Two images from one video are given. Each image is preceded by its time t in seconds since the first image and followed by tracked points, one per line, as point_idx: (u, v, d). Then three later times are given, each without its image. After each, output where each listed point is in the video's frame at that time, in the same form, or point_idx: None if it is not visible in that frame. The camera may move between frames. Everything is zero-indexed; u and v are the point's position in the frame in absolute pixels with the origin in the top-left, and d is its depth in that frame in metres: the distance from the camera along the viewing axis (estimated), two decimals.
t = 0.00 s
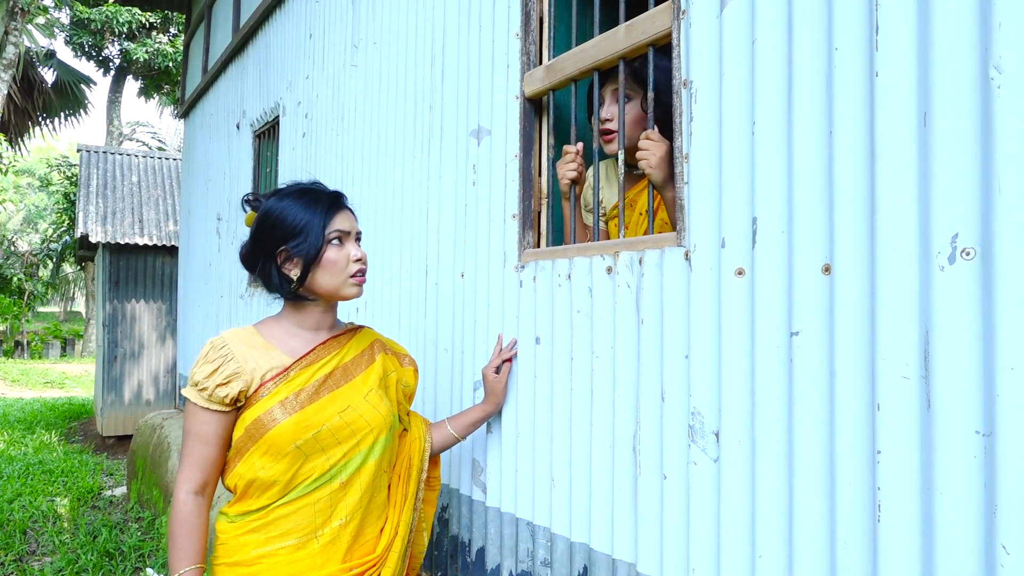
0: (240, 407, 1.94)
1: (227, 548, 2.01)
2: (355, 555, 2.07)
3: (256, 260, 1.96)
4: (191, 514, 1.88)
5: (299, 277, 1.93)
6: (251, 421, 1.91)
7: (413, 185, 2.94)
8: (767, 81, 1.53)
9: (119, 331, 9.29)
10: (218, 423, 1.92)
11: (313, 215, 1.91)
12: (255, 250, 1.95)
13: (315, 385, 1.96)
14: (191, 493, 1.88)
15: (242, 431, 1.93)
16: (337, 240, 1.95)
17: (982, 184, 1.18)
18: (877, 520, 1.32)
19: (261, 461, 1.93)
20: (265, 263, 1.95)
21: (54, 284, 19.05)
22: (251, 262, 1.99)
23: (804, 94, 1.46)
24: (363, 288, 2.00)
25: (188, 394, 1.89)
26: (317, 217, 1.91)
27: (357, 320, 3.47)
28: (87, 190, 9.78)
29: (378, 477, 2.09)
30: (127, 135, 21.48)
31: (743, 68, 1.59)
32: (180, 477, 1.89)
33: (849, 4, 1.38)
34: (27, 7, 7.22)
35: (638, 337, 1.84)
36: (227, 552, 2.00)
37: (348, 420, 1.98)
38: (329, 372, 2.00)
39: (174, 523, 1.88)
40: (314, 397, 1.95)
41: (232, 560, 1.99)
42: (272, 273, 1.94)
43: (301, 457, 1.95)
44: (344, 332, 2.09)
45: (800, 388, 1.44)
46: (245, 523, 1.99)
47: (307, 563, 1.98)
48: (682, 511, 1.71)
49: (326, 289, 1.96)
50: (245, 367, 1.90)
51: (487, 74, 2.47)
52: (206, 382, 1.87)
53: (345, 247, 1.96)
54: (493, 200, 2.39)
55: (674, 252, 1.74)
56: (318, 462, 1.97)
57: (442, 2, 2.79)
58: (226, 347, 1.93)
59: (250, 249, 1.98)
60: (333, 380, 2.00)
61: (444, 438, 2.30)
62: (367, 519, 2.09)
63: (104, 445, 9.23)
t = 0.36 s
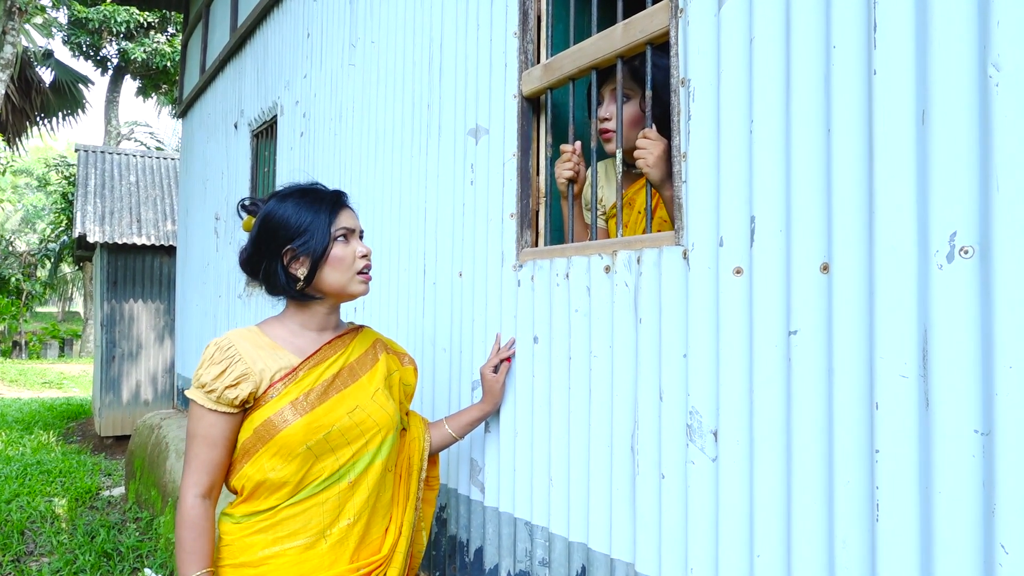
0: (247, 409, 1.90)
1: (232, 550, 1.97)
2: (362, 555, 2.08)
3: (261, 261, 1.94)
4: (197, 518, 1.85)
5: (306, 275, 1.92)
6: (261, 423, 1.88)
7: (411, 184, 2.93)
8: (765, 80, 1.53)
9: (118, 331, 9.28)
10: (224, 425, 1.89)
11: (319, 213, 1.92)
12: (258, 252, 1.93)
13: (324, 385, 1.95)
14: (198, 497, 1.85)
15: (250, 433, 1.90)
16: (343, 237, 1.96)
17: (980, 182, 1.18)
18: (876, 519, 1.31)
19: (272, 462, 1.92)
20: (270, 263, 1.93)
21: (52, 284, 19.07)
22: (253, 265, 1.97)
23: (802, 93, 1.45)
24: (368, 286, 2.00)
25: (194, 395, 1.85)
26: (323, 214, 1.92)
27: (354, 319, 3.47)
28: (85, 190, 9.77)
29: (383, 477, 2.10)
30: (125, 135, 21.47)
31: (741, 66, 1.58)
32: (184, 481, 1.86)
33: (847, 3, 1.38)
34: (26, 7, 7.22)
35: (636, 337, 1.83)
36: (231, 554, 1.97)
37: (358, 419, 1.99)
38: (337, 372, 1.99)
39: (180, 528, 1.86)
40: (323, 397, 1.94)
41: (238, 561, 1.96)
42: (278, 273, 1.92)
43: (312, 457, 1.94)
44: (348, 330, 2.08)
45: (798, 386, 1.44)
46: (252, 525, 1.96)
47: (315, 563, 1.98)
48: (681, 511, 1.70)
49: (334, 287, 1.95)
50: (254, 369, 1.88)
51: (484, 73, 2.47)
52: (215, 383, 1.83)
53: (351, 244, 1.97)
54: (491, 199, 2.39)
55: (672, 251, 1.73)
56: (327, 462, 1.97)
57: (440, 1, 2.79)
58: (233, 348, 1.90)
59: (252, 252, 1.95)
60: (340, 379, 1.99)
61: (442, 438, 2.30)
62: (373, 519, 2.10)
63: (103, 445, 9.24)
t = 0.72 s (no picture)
0: (248, 402, 1.90)
1: (229, 547, 1.96)
2: (359, 551, 2.06)
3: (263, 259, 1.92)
4: (190, 512, 1.84)
5: (313, 269, 1.93)
6: (264, 416, 1.88)
7: (409, 183, 2.93)
8: (763, 79, 1.52)
9: (116, 331, 9.26)
10: (224, 417, 1.88)
11: (320, 208, 1.94)
12: (260, 250, 1.91)
13: (327, 378, 1.94)
14: (193, 489, 1.84)
15: (253, 425, 1.89)
16: (345, 230, 1.98)
17: (978, 182, 1.18)
18: (874, 519, 1.31)
19: (274, 457, 1.91)
20: (273, 261, 1.92)
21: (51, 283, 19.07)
22: (251, 268, 1.94)
23: (800, 92, 1.45)
24: (370, 277, 2.03)
25: (194, 386, 1.84)
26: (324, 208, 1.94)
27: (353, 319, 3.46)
28: (83, 189, 9.76)
29: (383, 472, 2.10)
30: (123, 134, 21.44)
31: (739, 65, 1.58)
32: (178, 474, 1.85)
33: (845, 2, 1.38)
34: (22, 6, 7.20)
35: (634, 336, 1.83)
36: (229, 551, 1.96)
37: (361, 414, 1.99)
38: (340, 366, 1.98)
39: (172, 521, 1.85)
40: (327, 390, 1.94)
41: (235, 558, 1.95)
42: (283, 270, 1.91)
43: (314, 451, 1.94)
44: (347, 325, 2.08)
45: (796, 387, 1.44)
46: (250, 520, 1.95)
47: (313, 559, 1.96)
48: (680, 509, 1.70)
49: (340, 279, 1.96)
50: (257, 361, 1.87)
51: (482, 72, 2.46)
52: (217, 374, 1.83)
53: (353, 236, 1.99)
54: (489, 199, 2.38)
55: (670, 251, 1.73)
56: (329, 456, 1.97)
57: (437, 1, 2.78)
58: (236, 339, 1.89)
59: (250, 254, 1.93)
60: (344, 373, 1.99)
61: (438, 435, 2.30)
62: (371, 515, 2.09)
63: (102, 445, 9.21)
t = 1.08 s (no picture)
0: (247, 406, 1.90)
1: (227, 546, 1.96)
2: (358, 551, 2.07)
3: (257, 257, 1.92)
4: (198, 520, 1.86)
5: (307, 268, 1.92)
6: (260, 419, 1.88)
7: (407, 182, 2.93)
8: (761, 77, 1.52)
9: (115, 330, 9.26)
10: (224, 424, 1.88)
11: (313, 207, 1.93)
12: (255, 248, 1.91)
13: (323, 380, 1.94)
14: (199, 498, 1.85)
15: (249, 429, 1.89)
16: (341, 229, 1.98)
17: (975, 180, 1.18)
18: (871, 518, 1.31)
19: (271, 458, 1.91)
20: (268, 259, 1.91)
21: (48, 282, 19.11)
22: (248, 265, 1.95)
23: (798, 91, 1.45)
24: (367, 276, 2.03)
25: (192, 395, 1.85)
26: (317, 208, 1.94)
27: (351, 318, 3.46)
28: (82, 188, 9.75)
29: (383, 472, 2.10)
30: (122, 133, 21.44)
31: (737, 65, 1.58)
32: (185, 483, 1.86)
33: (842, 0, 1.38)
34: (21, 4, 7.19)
35: (632, 335, 1.83)
36: (226, 550, 1.96)
37: (358, 414, 1.98)
38: (336, 367, 1.98)
39: (180, 530, 1.86)
40: (323, 391, 1.93)
41: (233, 558, 1.95)
42: (278, 267, 1.91)
43: (312, 452, 1.94)
44: (346, 326, 2.08)
45: (793, 386, 1.44)
46: (248, 520, 1.95)
47: (310, 560, 1.97)
48: (677, 509, 1.70)
49: (335, 278, 1.96)
50: (253, 365, 1.87)
51: (481, 71, 2.46)
52: (213, 381, 1.83)
53: (349, 236, 1.99)
54: (487, 197, 2.38)
55: (668, 249, 1.73)
56: (327, 457, 1.96)
57: None
58: (231, 345, 1.89)
59: (247, 251, 1.93)
60: (340, 374, 1.99)
61: (437, 434, 2.30)
62: (370, 515, 2.09)
63: (98, 444, 9.35)
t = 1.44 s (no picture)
0: (246, 403, 1.90)
1: (232, 545, 1.97)
2: (362, 546, 2.07)
3: (256, 261, 1.94)
4: (198, 518, 1.84)
5: (299, 278, 1.92)
6: (260, 415, 1.88)
7: (407, 181, 2.93)
8: (760, 75, 1.52)
9: (114, 329, 9.25)
10: (223, 421, 1.88)
11: (314, 217, 1.90)
12: (254, 253, 1.93)
13: (321, 376, 1.94)
14: (199, 495, 1.84)
15: (249, 426, 1.89)
16: (341, 241, 1.94)
17: (975, 179, 1.18)
18: (870, 517, 1.31)
19: (272, 454, 1.90)
20: (264, 265, 1.93)
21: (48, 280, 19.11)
22: (249, 262, 1.97)
23: (798, 90, 1.45)
24: (366, 290, 2.00)
25: (191, 394, 1.84)
26: (318, 219, 1.90)
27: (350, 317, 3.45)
28: (81, 187, 9.75)
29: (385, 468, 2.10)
30: (122, 132, 21.43)
31: (737, 63, 1.58)
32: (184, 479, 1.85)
33: None
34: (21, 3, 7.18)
35: (631, 334, 1.83)
36: (231, 548, 1.97)
37: (357, 410, 1.98)
38: (334, 364, 1.98)
39: (180, 528, 1.84)
40: (320, 388, 1.93)
41: (237, 556, 1.96)
42: (272, 275, 1.92)
43: (312, 449, 1.93)
44: (342, 325, 2.08)
45: (793, 384, 1.44)
46: (251, 517, 1.95)
47: (316, 555, 1.97)
48: (676, 508, 1.70)
49: (329, 292, 1.95)
50: (251, 363, 1.87)
51: (480, 69, 2.46)
52: (212, 379, 1.83)
53: (348, 248, 1.96)
54: (486, 196, 2.38)
55: (668, 248, 1.73)
56: (327, 453, 1.96)
57: None
58: (229, 345, 1.90)
59: (249, 249, 1.95)
60: (338, 371, 1.98)
61: (438, 435, 2.30)
62: (374, 510, 2.09)
63: (99, 442, 9.28)
